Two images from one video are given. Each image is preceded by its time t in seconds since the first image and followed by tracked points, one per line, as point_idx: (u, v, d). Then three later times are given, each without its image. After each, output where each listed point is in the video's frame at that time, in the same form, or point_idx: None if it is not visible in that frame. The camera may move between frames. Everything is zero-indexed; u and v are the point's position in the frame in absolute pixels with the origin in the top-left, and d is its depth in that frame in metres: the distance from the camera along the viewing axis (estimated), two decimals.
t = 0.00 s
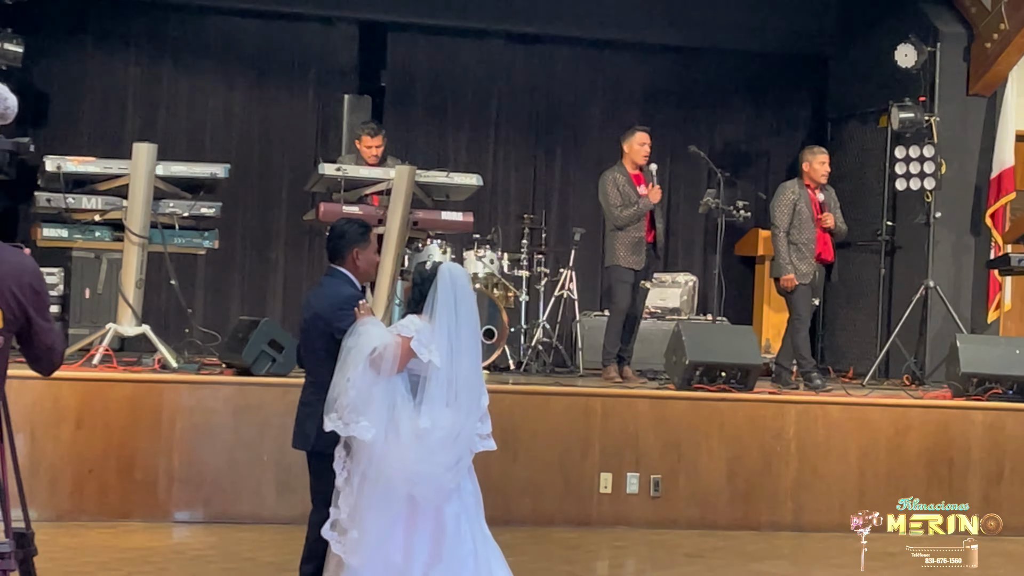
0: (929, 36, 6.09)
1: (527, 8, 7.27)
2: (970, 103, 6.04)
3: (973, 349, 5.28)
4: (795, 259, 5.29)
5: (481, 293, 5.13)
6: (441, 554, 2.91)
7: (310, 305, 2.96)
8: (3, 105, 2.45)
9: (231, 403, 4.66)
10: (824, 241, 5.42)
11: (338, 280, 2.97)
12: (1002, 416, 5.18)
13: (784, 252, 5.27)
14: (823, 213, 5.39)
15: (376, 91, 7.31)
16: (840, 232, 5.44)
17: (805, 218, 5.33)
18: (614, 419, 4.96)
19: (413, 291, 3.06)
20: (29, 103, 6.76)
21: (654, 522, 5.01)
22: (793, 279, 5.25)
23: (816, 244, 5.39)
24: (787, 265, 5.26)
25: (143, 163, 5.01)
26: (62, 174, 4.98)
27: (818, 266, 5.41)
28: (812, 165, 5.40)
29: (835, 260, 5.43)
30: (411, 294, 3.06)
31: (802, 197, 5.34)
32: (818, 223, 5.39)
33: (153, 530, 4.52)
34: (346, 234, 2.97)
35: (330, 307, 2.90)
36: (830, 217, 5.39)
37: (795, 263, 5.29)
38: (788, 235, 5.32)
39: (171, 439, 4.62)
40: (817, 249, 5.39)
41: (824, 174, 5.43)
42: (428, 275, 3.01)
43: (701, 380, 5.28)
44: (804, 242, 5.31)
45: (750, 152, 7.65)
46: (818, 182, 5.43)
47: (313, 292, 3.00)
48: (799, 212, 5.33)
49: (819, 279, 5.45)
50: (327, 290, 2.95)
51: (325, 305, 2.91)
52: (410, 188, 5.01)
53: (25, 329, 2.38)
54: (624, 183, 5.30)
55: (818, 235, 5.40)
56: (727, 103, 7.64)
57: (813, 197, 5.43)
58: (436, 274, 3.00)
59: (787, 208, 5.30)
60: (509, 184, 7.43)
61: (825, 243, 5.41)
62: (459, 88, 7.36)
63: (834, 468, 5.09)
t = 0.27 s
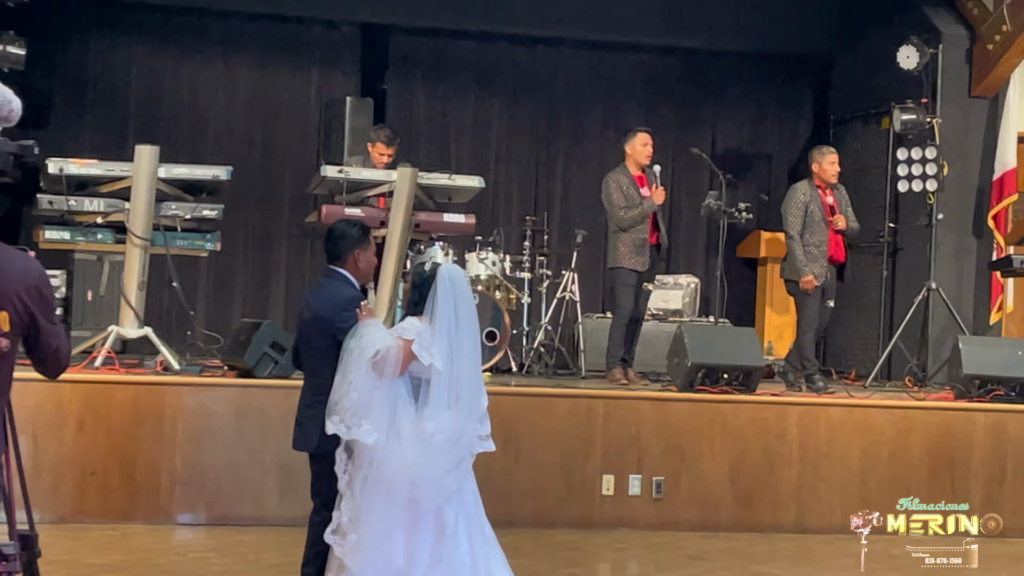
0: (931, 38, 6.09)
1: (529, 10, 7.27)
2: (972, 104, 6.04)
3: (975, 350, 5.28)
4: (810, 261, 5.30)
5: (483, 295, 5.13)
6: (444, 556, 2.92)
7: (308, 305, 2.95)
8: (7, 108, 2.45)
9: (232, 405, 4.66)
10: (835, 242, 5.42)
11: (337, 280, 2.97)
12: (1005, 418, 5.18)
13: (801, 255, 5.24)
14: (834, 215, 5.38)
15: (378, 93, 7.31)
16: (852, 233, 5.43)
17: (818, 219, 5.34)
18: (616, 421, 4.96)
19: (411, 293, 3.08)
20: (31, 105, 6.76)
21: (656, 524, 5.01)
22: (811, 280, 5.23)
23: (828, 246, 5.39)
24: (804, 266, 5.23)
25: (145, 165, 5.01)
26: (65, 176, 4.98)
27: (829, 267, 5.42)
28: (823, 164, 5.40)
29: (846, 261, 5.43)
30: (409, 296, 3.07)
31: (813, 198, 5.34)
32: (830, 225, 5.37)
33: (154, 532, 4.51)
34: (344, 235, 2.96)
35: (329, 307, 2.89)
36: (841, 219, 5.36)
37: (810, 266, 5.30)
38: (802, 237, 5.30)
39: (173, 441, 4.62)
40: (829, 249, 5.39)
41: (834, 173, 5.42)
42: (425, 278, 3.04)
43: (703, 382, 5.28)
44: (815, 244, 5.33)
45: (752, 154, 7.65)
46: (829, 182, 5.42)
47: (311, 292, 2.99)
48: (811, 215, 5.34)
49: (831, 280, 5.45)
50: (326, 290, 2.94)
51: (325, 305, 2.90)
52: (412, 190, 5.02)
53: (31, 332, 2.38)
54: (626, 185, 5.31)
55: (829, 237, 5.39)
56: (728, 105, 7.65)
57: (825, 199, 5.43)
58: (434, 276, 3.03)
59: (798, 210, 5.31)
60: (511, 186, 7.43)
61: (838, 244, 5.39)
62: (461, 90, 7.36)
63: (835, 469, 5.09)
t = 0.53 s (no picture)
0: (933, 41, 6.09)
1: (531, 13, 7.27)
2: (975, 107, 6.03)
3: (977, 353, 5.28)
4: (816, 262, 5.30)
5: (485, 297, 5.13)
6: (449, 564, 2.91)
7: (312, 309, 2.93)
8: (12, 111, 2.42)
9: (235, 408, 4.66)
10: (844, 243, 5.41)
11: (341, 284, 2.95)
12: (1007, 420, 5.17)
13: (808, 254, 5.28)
14: (842, 215, 5.38)
15: (380, 96, 7.31)
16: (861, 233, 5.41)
17: (824, 220, 5.33)
18: (619, 424, 4.96)
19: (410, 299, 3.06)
20: (33, 107, 6.76)
21: (658, 527, 5.01)
22: (819, 282, 5.23)
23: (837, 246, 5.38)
24: (811, 266, 5.26)
25: (147, 168, 5.01)
26: (66, 179, 5.00)
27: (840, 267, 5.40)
28: (828, 167, 5.42)
29: (856, 260, 5.41)
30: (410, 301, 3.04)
31: (819, 198, 5.34)
32: (838, 225, 5.37)
33: (157, 535, 4.51)
34: (350, 239, 2.97)
35: (333, 312, 2.87)
36: (848, 218, 5.37)
37: (818, 267, 5.30)
38: (809, 237, 5.33)
39: (175, 445, 4.62)
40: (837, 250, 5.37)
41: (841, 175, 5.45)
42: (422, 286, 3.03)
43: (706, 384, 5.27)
44: (824, 243, 5.32)
45: (754, 156, 7.65)
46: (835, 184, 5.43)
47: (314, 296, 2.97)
48: (818, 214, 5.33)
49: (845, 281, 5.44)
50: (330, 295, 2.92)
51: (329, 310, 2.87)
52: (413, 192, 5.02)
53: (36, 336, 2.35)
54: (631, 187, 5.31)
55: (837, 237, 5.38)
56: (730, 107, 7.65)
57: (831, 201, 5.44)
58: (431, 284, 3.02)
59: (806, 212, 5.30)
60: (513, 188, 7.43)
61: (846, 244, 5.38)
62: (463, 92, 7.36)
63: (838, 472, 5.09)
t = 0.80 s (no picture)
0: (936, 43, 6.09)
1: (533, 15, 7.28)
2: (976, 109, 6.03)
3: (980, 355, 5.28)
4: (818, 262, 5.30)
5: (487, 300, 5.13)
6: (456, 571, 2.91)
7: (316, 312, 2.94)
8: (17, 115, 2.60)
9: (237, 411, 4.66)
10: (850, 245, 5.35)
11: (345, 288, 2.95)
12: (1009, 423, 5.17)
13: (807, 255, 5.28)
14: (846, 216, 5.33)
15: (382, 99, 7.31)
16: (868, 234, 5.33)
17: (830, 221, 5.33)
18: (621, 426, 4.96)
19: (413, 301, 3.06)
20: (35, 110, 6.77)
21: (661, 530, 5.01)
22: (816, 283, 5.28)
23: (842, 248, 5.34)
24: (809, 268, 5.28)
25: (150, 171, 5.02)
26: (69, 182, 5.00)
27: (847, 269, 5.34)
28: (831, 170, 5.41)
29: (863, 262, 5.33)
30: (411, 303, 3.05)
31: (824, 199, 5.35)
32: (842, 226, 5.33)
33: (160, 538, 4.51)
34: (355, 242, 2.96)
35: (337, 316, 2.88)
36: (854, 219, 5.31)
37: (819, 267, 5.30)
38: (812, 239, 5.33)
39: (177, 447, 4.62)
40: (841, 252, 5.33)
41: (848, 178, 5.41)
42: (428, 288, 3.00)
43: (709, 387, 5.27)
44: (826, 243, 5.30)
45: (756, 159, 7.65)
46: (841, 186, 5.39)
47: (319, 299, 2.98)
48: (822, 215, 5.33)
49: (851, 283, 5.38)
50: (335, 298, 2.93)
51: (334, 314, 2.88)
52: (416, 194, 5.03)
53: (40, 339, 2.19)
54: (635, 189, 5.30)
55: (842, 238, 5.34)
56: (732, 109, 7.65)
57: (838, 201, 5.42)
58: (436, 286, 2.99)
59: (809, 213, 5.34)
60: (515, 191, 7.43)
61: (851, 246, 5.31)
62: (465, 95, 7.36)
63: (840, 475, 5.09)
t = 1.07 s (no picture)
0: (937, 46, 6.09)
1: (535, 18, 7.28)
2: (978, 112, 6.03)
3: (982, 358, 5.29)
4: (825, 263, 5.31)
5: (489, 304, 5.12)
6: None
7: (319, 319, 2.97)
8: (23, 119, 2.38)
9: (239, 414, 4.66)
10: (860, 248, 5.32)
11: (348, 296, 2.98)
12: (1012, 426, 5.17)
13: (814, 257, 5.29)
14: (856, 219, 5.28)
15: (384, 102, 7.31)
16: (879, 238, 5.28)
17: (839, 223, 5.32)
18: (623, 429, 4.96)
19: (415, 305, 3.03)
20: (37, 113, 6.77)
21: (663, 533, 5.01)
22: (821, 284, 5.28)
23: (850, 251, 5.32)
24: (816, 269, 5.28)
25: (152, 174, 5.02)
26: (71, 185, 4.99)
27: (856, 272, 5.32)
28: (842, 172, 5.40)
29: (874, 266, 5.31)
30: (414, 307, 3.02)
31: (835, 201, 5.35)
32: (851, 229, 5.29)
33: (163, 541, 4.52)
34: (359, 250, 2.98)
35: (340, 325, 2.91)
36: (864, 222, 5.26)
37: (825, 269, 5.31)
38: (820, 242, 5.33)
39: (180, 450, 4.62)
40: (849, 255, 5.32)
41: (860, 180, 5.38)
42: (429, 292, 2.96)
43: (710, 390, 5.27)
44: (834, 245, 5.30)
45: (758, 161, 7.65)
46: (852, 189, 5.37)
47: (322, 306, 3.01)
48: (831, 218, 5.33)
49: (864, 287, 5.36)
50: (338, 306, 2.95)
51: (337, 322, 2.91)
52: (418, 198, 5.03)
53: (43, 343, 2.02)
54: (637, 191, 5.31)
55: (852, 241, 5.32)
56: (734, 111, 7.65)
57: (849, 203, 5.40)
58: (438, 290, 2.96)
59: (820, 216, 5.32)
60: (517, 193, 7.43)
61: (861, 252, 5.28)
62: (467, 97, 7.36)
63: (842, 477, 5.08)
